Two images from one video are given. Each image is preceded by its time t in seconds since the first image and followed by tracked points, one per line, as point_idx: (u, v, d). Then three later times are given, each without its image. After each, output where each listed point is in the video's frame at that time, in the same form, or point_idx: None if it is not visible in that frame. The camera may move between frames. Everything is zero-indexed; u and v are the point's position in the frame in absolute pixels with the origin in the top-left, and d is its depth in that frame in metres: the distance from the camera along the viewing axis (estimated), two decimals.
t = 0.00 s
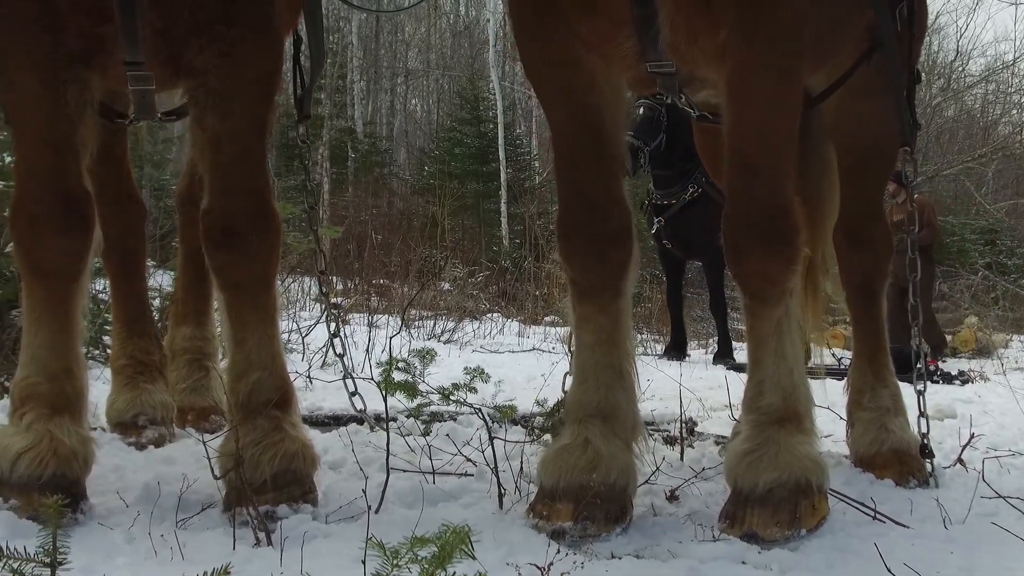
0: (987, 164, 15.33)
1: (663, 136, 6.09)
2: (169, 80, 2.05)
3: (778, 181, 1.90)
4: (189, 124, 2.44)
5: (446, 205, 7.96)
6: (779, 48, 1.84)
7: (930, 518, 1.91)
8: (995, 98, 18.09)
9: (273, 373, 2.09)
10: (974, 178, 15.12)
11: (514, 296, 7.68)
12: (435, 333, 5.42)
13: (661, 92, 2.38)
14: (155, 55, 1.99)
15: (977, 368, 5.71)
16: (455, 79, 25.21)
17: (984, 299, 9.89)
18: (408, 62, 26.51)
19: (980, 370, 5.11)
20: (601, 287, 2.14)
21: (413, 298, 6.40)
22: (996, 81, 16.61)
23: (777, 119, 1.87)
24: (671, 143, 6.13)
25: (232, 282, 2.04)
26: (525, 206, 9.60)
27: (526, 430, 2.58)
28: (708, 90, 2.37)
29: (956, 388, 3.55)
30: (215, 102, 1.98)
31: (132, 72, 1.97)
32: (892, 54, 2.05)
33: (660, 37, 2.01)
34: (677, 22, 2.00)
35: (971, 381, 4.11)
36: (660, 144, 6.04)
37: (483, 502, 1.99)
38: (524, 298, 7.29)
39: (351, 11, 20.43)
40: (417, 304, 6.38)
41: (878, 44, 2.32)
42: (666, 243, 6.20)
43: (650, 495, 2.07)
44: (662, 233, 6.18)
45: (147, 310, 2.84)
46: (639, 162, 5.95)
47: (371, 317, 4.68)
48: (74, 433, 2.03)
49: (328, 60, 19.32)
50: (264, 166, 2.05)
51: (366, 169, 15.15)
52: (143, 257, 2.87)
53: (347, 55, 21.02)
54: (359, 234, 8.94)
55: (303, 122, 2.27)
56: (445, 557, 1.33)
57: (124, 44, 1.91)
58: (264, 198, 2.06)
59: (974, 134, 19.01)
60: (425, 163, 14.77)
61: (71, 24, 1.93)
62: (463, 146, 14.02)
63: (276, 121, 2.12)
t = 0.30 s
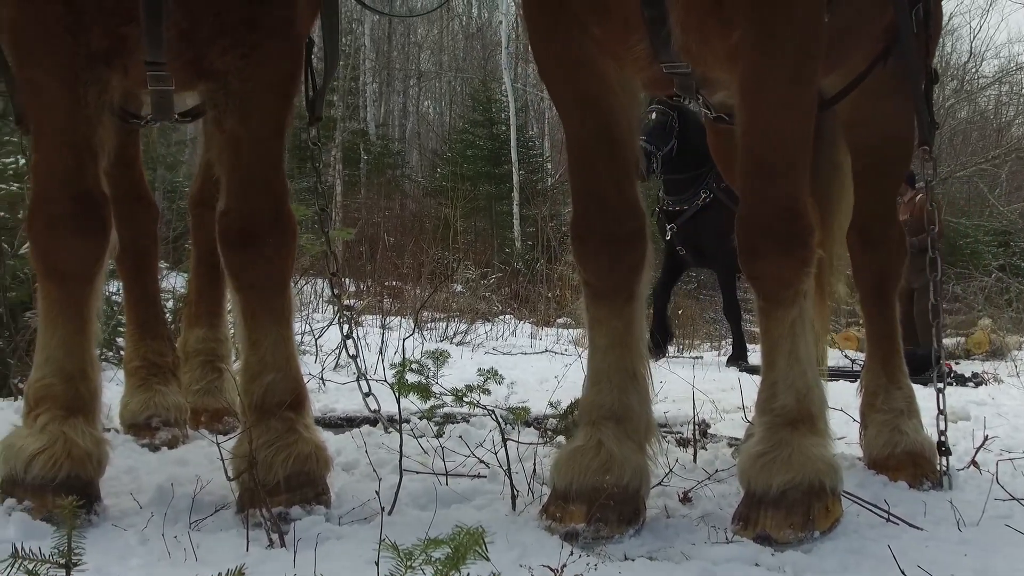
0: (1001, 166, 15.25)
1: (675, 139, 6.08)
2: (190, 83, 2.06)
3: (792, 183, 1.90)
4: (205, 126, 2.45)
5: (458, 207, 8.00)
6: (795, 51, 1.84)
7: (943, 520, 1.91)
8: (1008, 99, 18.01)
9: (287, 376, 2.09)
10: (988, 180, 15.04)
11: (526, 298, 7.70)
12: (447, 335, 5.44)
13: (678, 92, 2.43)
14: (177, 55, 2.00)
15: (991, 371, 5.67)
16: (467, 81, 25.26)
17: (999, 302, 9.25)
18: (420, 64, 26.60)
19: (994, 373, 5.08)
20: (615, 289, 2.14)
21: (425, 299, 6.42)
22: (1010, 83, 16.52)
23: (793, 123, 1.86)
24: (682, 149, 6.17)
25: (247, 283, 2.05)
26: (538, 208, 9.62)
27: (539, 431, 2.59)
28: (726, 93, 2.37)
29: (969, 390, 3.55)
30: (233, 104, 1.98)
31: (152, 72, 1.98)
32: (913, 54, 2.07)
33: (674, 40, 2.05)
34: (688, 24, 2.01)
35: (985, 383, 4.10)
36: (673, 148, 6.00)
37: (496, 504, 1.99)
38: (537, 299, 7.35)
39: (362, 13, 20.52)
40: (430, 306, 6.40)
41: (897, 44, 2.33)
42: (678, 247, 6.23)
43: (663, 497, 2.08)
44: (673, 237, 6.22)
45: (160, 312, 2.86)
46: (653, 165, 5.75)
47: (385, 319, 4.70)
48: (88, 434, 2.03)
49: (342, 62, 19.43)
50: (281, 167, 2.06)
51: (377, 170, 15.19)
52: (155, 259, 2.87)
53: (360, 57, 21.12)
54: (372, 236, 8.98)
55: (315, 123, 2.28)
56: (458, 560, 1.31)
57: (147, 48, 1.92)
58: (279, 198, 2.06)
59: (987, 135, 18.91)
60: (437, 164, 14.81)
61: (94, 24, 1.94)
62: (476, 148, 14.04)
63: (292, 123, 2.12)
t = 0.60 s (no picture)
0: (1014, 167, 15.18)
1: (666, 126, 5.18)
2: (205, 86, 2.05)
3: (802, 184, 1.90)
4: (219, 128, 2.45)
5: (469, 209, 8.02)
6: (800, 52, 1.84)
7: (956, 523, 1.90)
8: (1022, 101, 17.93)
9: (300, 378, 2.10)
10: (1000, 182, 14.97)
11: (538, 299, 7.71)
12: (457, 337, 5.45)
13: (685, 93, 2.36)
14: (191, 58, 2.00)
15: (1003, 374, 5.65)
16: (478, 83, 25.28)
17: (1011, 303, 9.17)
18: (430, 65, 26.66)
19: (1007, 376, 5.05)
20: (624, 291, 2.14)
21: (436, 301, 6.44)
22: None
23: (799, 124, 1.86)
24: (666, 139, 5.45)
25: (259, 284, 2.06)
26: (549, 210, 9.64)
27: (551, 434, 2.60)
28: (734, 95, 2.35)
29: (982, 393, 3.53)
30: (248, 107, 1.98)
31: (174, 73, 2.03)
32: (920, 51, 2.13)
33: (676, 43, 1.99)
34: (690, 26, 2.00)
35: (997, 386, 4.09)
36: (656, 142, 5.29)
37: (507, 506, 1.99)
38: (547, 301, 7.39)
39: (372, 14, 20.60)
40: (441, 308, 6.42)
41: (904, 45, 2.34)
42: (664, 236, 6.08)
43: (674, 499, 2.08)
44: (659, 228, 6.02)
45: (172, 313, 2.87)
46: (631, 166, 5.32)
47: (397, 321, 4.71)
48: (100, 437, 2.04)
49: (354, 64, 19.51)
50: (294, 169, 2.06)
51: (388, 171, 15.23)
52: (167, 262, 2.89)
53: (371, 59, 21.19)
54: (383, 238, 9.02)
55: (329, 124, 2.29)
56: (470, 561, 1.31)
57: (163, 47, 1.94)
58: (292, 198, 2.07)
59: (999, 136, 18.83)
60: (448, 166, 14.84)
61: (109, 25, 1.95)
62: (487, 150, 14.06)
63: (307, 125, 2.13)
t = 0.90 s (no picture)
0: None
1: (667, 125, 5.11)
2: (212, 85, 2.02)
3: (811, 184, 1.89)
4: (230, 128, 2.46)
5: (479, 210, 8.05)
6: (802, 52, 1.84)
7: (968, 524, 1.90)
8: None
9: (310, 378, 2.10)
10: (1012, 183, 14.94)
11: (549, 301, 7.73)
12: (468, 338, 5.47)
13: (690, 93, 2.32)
14: (197, 57, 1.97)
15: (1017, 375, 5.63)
16: (488, 85, 25.36)
17: None
18: (439, 67, 26.75)
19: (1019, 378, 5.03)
20: (634, 292, 2.15)
21: (446, 303, 6.46)
22: None
23: (804, 126, 1.86)
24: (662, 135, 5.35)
25: (268, 284, 2.06)
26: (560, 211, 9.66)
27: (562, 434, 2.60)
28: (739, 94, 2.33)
29: (994, 394, 3.53)
30: (257, 108, 1.99)
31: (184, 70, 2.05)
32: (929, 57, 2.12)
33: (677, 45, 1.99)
34: (690, 27, 1.99)
35: (1010, 388, 4.08)
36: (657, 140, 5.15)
37: (518, 507, 1.99)
38: (558, 303, 7.42)
39: (383, 16, 20.72)
40: (451, 309, 6.44)
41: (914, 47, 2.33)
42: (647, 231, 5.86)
43: (685, 500, 2.08)
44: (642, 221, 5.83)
45: (183, 314, 2.88)
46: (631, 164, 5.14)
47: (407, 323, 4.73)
48: (112, 437, 2.04)
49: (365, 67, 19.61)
50: (305, 169, 2.07)
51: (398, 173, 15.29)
52: (178, 262, 2.90)
53: (381, 61, 21.28)
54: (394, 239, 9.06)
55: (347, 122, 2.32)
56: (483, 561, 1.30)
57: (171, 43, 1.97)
58: (301, 199, 2.07)
59: (1010, 137, 18.82)
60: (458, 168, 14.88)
61: (114, 23, 1.95)
62: (497, 151, 14.09)
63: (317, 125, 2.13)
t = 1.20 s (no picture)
0: None
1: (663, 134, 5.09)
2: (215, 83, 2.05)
3: (823, 185, 1.89)
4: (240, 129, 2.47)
5: (489, 212, 8.07)
6: (814, 54, 1.84)
7: (979, 526, 1.90)
8: None
9: (320, 379, 2.10)
10: None
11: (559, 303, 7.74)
12: (478, 340, 5.50)
13: (696, 95, 2.33)
14: (198, 55, 1.97)
15: None
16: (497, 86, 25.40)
17: None
18: (448, 69, 26.84)
19: None
20: (645, 293, 2.15)
21: (456, 305, 6.48)
22: None
23: (816, 126, 1.86)
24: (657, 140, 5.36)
25: (277, 286, 2.07)
26: (570, 213, 9.69)
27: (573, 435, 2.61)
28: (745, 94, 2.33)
29: (1007, 396, 3.53)
30: (261, 109, 2.00)
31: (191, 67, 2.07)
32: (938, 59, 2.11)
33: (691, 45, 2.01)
34: (704, 27, 1.99)
35: (1023, 390, 4.07)
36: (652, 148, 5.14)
37: (529, 508, 1.99)
38: (568, 304, 7.45)
39: (393, 17, 20.83)
40: (462, 311, 6.46)
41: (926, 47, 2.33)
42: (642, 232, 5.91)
43: (696, 502, 2.08)
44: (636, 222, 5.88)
45: (194, 315, 2.90)
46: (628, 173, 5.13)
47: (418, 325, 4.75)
48: (123, 438, 2.05)
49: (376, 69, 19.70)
50: (311, 169, 2.07)
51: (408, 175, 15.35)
52: (190, 262, 2.91)
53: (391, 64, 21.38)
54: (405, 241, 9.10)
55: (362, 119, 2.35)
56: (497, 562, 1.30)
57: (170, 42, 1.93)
58: (308, 199, 2.07)
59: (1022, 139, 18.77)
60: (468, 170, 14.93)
61: (114, 23, 1.95)
62: (506, 153, 14.12)
63: (323, 126, 2.13)
